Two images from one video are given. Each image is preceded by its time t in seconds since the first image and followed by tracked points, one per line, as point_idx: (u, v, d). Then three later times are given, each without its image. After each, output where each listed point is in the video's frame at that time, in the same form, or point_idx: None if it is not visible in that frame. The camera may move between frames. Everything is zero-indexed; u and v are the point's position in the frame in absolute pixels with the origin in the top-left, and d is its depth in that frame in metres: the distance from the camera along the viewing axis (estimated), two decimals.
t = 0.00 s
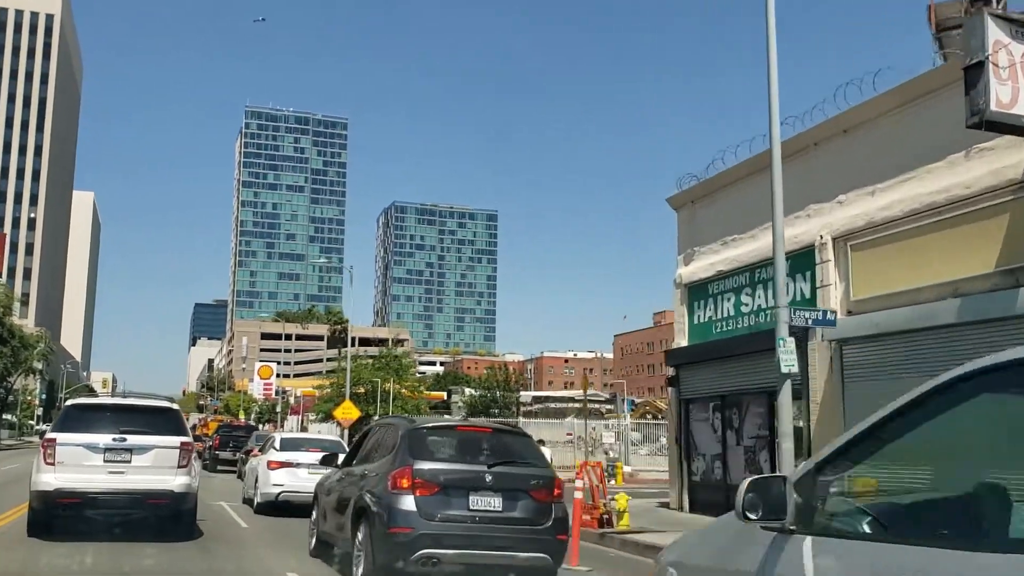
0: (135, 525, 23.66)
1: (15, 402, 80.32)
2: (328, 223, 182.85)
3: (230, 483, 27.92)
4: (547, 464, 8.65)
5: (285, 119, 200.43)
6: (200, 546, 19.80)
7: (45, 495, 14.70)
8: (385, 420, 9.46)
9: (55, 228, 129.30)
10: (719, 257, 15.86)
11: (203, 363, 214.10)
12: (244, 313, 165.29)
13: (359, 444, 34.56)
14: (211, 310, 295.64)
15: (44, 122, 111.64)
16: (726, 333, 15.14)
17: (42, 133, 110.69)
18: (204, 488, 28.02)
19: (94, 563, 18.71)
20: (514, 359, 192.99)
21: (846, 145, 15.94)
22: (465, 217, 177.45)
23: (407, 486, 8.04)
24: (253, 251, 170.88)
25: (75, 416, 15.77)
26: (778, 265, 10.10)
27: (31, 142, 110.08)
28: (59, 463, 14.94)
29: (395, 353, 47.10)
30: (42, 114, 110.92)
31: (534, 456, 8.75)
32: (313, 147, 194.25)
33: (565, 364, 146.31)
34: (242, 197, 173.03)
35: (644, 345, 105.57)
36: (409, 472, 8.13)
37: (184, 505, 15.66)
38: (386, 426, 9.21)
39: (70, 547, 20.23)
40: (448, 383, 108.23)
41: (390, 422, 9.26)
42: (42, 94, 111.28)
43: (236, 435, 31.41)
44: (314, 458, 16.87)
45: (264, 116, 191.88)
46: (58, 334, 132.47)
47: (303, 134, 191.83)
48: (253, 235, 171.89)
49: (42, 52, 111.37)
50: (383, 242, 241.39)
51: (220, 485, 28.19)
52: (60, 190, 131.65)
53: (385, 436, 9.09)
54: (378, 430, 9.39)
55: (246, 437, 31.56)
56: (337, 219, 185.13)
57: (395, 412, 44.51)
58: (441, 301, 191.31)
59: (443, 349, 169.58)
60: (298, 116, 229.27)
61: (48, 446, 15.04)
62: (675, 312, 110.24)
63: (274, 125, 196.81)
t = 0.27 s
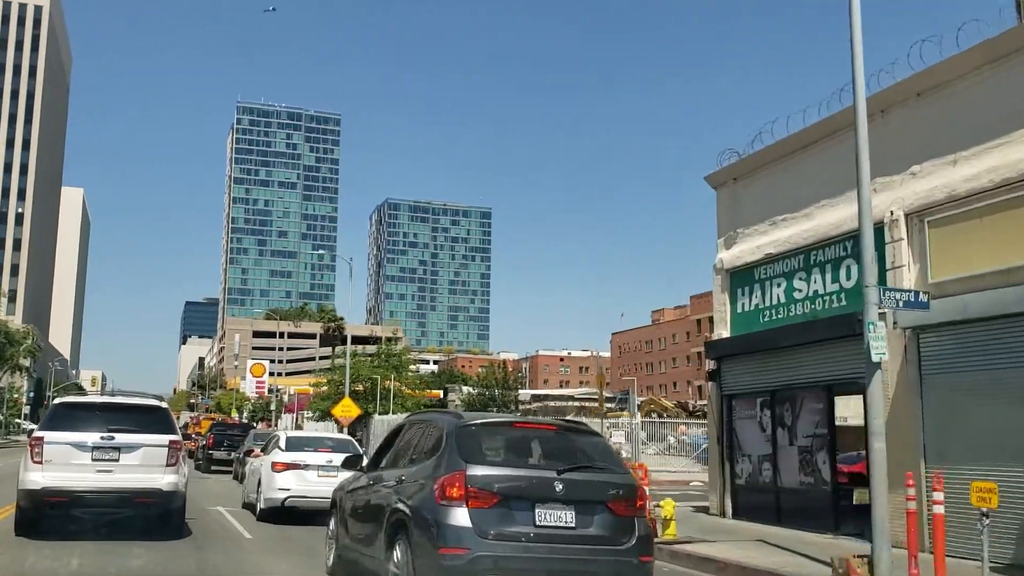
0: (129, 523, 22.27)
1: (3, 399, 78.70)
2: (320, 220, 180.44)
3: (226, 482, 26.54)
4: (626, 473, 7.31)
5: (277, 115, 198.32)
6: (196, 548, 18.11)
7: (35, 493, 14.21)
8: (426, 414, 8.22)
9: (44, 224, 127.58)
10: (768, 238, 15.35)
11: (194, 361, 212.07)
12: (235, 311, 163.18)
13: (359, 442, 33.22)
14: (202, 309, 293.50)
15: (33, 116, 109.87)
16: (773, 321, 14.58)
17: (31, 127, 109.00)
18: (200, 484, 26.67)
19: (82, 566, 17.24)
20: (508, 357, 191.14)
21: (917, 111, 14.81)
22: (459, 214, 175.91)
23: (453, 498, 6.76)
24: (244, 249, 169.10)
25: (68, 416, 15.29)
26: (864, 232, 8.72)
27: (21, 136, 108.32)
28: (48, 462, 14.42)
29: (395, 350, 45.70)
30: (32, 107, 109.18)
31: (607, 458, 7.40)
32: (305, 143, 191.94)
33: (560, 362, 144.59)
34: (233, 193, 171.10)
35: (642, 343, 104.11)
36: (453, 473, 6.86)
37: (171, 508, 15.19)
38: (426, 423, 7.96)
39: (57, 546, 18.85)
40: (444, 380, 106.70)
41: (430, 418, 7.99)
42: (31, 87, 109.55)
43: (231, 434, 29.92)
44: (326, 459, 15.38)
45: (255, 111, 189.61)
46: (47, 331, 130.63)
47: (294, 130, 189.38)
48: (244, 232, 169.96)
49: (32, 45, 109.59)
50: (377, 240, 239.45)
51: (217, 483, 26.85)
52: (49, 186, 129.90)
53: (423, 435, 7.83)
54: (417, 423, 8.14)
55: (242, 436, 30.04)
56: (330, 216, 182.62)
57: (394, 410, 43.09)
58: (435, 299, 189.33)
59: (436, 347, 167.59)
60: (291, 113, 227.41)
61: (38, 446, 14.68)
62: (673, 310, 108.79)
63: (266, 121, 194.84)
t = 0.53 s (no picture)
0: (130, 519, 21.37)
1: None
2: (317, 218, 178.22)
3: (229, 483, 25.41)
4: (748, 478, 6.11)
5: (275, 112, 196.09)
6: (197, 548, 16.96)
7: (31, 490, 14.84)
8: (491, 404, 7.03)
9: (38, 221, 126.02)
10: (828, 218, 15.18)
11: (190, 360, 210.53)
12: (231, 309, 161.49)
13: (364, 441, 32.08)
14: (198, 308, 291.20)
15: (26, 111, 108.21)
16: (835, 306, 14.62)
17: (25, 123, 107.34)
18: (202, 483, 25.56)
19: (73, 566, 16.17)
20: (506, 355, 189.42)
21: (1016, 67, 13.41)
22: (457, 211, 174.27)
23: (534, 514, 5.55)
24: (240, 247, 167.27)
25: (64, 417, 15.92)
26: (989, 194, 9.50)
27: (14, 132, 106.68)
28: (45, 460, 15.06)
29: (400, 346, 44.30)
30: (25, 102, 107.50)
31: (716, 459, 6.20)
32: (303, 141, 189.70)
33: (559, 360, 142.93)
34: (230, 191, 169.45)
35: (643, 340, 102.48)
36: (536, 482, 5.64)
37: (164, 503, 15.89)
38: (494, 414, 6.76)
39: (57, 543, 17.96)
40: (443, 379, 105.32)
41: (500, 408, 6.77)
42: (25, 82, 107.84)
43: (231, 434, 28.45)
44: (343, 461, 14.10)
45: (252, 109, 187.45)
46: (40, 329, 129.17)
47: (292, 127, 186.92)
48: (241, 230, 168.38)
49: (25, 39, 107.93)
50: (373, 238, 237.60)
51: (219, 483, 25.75)
52: (43, 183, 128.31)
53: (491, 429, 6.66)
54: (482, 416, 6.99)
55: (243, 436, 28.56)
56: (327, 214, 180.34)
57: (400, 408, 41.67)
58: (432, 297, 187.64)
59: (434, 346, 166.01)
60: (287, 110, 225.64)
61: (34, 446, 15.28)
62: (675, 307, 107.20)
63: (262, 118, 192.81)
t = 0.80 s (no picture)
0: (157, 515, 20.63)
1: (23, 397, 76.90)
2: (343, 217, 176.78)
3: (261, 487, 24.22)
4: (984, 496, 4.81)
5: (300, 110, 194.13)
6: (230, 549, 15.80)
7: (60, 486, 14.68)
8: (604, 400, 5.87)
9: (66, 220, 126.26)
10: (937, 190, 14.16)
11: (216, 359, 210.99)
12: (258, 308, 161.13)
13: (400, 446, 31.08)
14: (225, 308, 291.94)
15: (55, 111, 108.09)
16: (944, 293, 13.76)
17: (53, 122, 107.23)
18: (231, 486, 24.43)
19: (99, 564, 15.25)
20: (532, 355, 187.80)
21: None
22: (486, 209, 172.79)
23: (715, 547, 4.32)
24: (266, 246, 166.64)
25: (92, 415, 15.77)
26: None
27: (42, 131, 106.63)
28: (74, 457, 14.90)
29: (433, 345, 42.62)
30: (54, 101, 107.36)
31: (932, 475, 4.89)
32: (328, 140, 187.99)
33: (587, 359, 141.05)
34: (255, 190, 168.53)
35: (674, 339, 100.87)
36: (717, 503, 4.37)
37: (191, 499, 15.65)
38: (626, 415, 5.58)
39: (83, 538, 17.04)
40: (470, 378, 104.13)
41: (633, 407, 5.58)
42: (53, 81, 107.69)
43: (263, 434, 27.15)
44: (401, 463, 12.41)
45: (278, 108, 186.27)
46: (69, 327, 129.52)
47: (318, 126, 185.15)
48: (267, 230, 167.85)
49: (53, 38, 107.86)
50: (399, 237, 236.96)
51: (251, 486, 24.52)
52: (71, 182, 128.58)
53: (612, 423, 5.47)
54: (603, 416, 5.83)
55: (275, 437, 27.26)
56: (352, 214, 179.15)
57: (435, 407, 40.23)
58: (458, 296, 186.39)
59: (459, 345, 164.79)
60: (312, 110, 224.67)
61: (63, 443, 15.13)
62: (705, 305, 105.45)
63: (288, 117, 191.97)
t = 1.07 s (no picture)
0: (176, 507, 18.59)
1: (42, 395, 75.10)
2: (364, 214, 172.78)
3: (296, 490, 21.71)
4: None
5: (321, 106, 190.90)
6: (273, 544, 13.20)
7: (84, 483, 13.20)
8: None
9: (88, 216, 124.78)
10: None
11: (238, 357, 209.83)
12: (279, 306, 158.84)
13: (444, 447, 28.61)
14: (245, 308, 290.72)
15: (76, 105, 106.35)
16: None
17: (74, 116, 105.43)
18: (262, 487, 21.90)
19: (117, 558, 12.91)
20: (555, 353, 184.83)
21: None
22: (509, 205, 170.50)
23: None
24: (287, 244, 163.85)
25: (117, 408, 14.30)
26: None
27: (63, 125, 104.81)
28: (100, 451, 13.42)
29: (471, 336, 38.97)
30: (74, 95, 105.57)
31: None
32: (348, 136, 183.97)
33: (613, 357, 137.95)
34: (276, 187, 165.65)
35: (706, 337, 97.98)
36: None
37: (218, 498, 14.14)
38: None
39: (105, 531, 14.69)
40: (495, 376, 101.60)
41: None
42: (74, 75, 105.85)
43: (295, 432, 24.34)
44: (510, 474, 9.34)
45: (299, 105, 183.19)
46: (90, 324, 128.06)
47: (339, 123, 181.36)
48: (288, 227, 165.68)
49: (74, 31, 106.12)
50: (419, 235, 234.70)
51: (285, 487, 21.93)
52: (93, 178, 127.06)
53: (990, 454, 2.76)
54: None
55: (309, 436, 24.47)
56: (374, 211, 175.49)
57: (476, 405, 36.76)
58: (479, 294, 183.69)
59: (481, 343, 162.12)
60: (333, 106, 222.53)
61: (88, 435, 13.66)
62: (738, 301, 102.49)
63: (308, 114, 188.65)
